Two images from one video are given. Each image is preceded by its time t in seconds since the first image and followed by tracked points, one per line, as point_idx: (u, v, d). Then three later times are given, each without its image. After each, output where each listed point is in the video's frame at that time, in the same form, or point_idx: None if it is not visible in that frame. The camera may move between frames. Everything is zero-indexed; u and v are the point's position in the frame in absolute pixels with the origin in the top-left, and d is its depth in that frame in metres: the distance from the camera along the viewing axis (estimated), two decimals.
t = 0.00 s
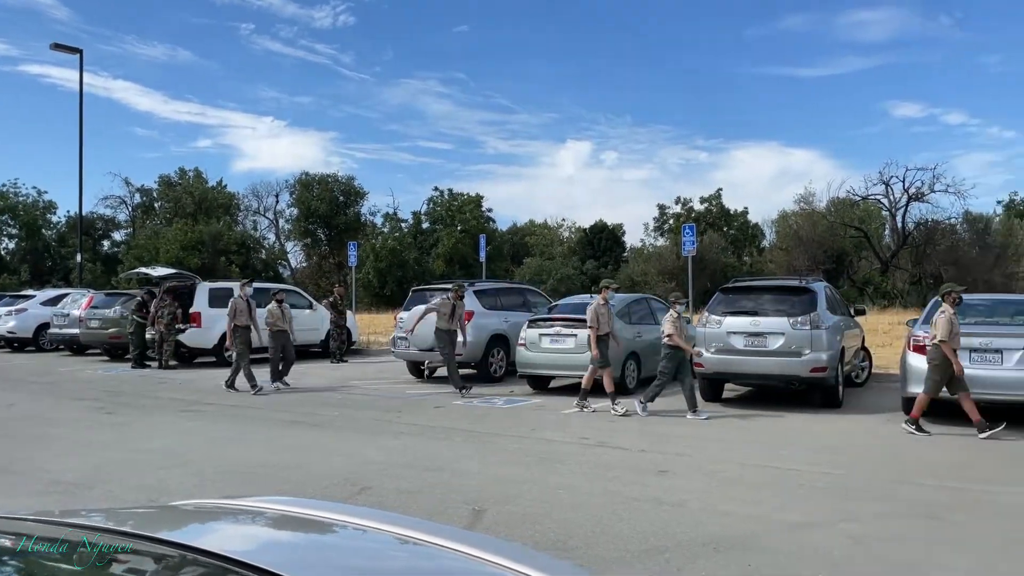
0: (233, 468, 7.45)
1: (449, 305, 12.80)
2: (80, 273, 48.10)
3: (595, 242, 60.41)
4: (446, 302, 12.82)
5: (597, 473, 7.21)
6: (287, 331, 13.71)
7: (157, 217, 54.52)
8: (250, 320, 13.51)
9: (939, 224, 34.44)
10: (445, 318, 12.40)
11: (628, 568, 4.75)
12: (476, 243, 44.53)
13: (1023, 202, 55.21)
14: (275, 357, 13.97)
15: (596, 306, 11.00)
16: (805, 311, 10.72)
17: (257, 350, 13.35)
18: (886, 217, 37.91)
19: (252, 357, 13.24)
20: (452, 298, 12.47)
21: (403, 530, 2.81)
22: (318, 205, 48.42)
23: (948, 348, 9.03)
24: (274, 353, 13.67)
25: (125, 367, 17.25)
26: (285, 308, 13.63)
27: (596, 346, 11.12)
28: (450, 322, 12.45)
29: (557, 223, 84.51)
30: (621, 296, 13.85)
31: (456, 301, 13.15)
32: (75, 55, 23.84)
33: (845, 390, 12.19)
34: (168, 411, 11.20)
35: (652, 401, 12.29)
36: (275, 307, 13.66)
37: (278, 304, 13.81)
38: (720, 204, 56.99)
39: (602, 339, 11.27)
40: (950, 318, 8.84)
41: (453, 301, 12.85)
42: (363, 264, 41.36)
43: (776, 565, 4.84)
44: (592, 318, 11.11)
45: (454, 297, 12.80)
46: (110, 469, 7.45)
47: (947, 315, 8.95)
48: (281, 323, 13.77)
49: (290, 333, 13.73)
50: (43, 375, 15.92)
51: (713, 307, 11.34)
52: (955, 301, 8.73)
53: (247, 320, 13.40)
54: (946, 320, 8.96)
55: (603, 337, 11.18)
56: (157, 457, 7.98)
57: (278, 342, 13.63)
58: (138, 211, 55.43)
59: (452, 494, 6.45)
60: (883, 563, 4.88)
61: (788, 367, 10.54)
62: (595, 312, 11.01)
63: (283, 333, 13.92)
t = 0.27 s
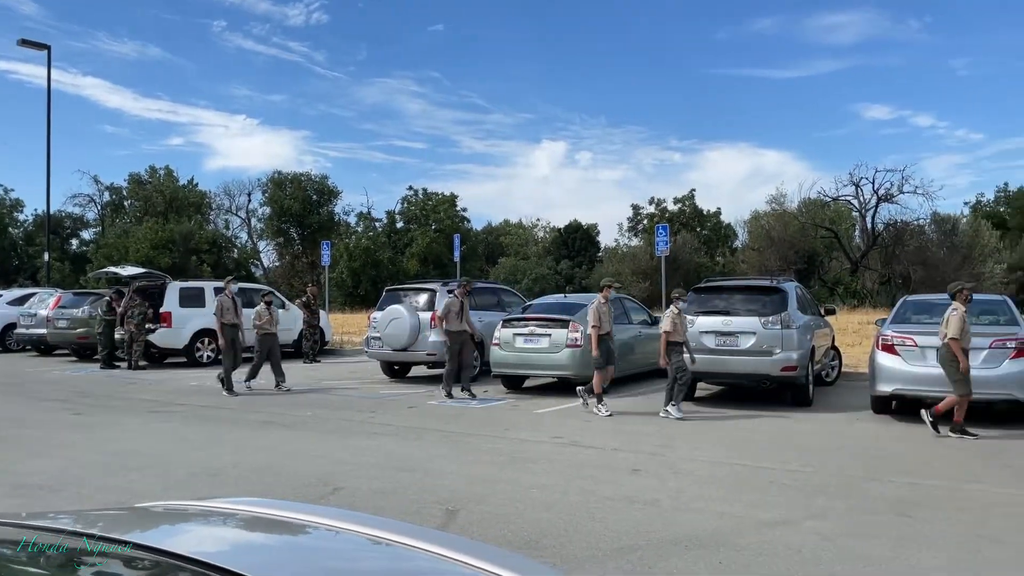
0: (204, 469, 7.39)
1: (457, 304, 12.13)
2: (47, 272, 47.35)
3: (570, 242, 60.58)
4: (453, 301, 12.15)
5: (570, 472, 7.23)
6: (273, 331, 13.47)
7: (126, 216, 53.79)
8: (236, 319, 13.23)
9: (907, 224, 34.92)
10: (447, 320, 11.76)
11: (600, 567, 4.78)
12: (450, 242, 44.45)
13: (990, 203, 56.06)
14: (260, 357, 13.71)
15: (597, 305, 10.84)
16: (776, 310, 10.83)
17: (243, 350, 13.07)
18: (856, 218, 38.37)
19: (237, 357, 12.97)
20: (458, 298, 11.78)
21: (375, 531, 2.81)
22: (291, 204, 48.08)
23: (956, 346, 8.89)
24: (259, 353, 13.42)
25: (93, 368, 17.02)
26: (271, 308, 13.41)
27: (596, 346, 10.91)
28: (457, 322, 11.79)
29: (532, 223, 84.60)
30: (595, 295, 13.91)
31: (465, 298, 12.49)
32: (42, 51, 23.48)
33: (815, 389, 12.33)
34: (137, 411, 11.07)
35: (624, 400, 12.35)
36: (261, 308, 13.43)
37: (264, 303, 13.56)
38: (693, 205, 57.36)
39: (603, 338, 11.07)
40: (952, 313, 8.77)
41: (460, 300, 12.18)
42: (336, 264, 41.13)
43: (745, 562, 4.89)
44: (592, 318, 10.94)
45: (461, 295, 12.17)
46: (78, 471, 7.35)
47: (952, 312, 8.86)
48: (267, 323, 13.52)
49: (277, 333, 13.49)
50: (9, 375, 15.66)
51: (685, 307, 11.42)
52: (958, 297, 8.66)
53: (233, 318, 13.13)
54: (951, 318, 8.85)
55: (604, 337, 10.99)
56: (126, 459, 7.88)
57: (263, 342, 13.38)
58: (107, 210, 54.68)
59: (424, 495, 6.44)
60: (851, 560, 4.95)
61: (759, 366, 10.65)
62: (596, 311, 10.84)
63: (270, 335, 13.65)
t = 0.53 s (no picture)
0: (168, 471, 7.30)
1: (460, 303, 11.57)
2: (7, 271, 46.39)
3: (539, 242, 60.72)
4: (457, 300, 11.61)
5: (538, 471, 7.25)
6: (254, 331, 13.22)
7: (89, 213, 52.87)
8: (216, 319, 12.96)
9: (870, 225, 35.48)
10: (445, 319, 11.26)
11: (566, 565, 4.80)
12: (419, 242, 44.32)
13: (952, 204, 57.12)
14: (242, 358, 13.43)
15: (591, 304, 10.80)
16: (742, 309, 10.95)
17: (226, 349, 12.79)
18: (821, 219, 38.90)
19: (221, 355, 12.68)
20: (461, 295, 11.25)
21: (342, 532, 2.79)
22: (258, 202, 47.60)
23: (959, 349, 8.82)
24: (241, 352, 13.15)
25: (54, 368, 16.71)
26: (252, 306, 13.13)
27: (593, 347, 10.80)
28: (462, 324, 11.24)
29: (501, 222, 84.63)
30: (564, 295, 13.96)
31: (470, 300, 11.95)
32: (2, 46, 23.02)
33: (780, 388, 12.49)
34: (99, 413, 10.89)
35: (593, 399, 12.41)
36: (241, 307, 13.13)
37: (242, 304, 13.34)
38: (662, 205, 57.76)
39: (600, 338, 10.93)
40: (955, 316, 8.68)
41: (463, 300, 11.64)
42: (304, 263, 40.80)
43: (710, 559, 4.94)
44: (586, 318, 10.92)
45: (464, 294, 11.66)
46: (37, 474, 7.22)
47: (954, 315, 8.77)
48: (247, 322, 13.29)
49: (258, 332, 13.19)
50: None
51: (653, 306, 11.51)
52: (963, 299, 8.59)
53: (213, 318, 12.83)
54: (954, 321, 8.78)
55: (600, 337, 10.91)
56: (87, 460, 7.76)
57: (245, 341, 13.14)
58: (70, 208, 53.72)
59: (391, 495, 6.42)
60: (813, 556, 5.02)
61: (725, 364, 10.77)
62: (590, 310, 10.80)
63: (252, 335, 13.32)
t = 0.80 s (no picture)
0: (125, 473, 7.15)
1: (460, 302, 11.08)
2: None
3: (504, 242, 60.75)
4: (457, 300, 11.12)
5: (502, 471, 7.25)
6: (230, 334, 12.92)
7: (43, 211, 51.69)
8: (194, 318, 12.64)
9: (829, 227, 36.05)
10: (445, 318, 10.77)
11: (528, 565, 4.80)
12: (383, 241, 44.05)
13: (908, 206, 58.27)
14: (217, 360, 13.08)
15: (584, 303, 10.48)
16: (703, 309, 11.06)
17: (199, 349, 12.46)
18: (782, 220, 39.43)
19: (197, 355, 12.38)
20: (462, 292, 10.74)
21: (303, 534, 2.76)
22: (218, 200, 46.94)
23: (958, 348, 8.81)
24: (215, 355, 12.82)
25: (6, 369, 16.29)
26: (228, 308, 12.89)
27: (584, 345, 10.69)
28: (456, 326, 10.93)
29: (466, 222, 84.53)
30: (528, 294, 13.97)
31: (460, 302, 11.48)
32: None
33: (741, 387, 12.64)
34: (53, 414, 10.64)
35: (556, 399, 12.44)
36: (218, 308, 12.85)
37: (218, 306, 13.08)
38: (625, 205, 58.12)
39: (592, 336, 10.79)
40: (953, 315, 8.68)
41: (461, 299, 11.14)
42: (266, 262, 40.32)
43: (671, 557, 4.98)
44: (580, 317, 10.63)
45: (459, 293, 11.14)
46: None
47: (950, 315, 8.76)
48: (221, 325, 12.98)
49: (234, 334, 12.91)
50: None
51: (617, 305, 11.57)
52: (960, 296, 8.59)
53: (191, 317, 12.51)
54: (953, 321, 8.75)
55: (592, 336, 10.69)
56: (40, 463, 7.57)
57: (221, 343, 12.81)
58: (23, 205, 52.47)
59: (353, 496, 6.37)
60: (773, 553, 5.09)
61: (686, 364, 10.87)
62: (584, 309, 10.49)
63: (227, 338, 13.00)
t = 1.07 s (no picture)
0: (73, 477, 6.96)
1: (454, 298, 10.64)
2: None
3: (463, 241, 60.66)
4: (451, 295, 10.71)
5: (461, 472, 7.23)
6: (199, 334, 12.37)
7: None
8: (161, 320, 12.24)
9: (783, 228, 36.66)
10: (435, 315, 10.47)
11: (486, 566, 4.78)
12: (341, 240, 43.67)
13: (859, 208, 59.52)
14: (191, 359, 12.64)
15: (571, 306, 10.42)
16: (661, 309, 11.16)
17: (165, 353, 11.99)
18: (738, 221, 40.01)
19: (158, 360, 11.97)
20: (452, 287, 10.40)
21: (256, 540, 2.70)
22: (171, 197, 46.09)
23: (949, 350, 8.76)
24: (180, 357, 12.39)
25: None
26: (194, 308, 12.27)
27: (570, 348, 10.53)
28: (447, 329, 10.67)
29: (425, 221, 84.18)
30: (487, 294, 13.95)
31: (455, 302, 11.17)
32: None
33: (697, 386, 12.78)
34: None
35: (515, 399, 12.44)
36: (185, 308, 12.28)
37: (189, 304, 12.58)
38: (584, 206, 58.45)
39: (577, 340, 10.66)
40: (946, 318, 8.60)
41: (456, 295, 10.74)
42: (220, 261, 39.69)
43: (628, 556, 5.00)
44: (568, 319, 10.49)
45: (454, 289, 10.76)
46: None
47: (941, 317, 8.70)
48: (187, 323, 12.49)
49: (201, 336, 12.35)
50: None
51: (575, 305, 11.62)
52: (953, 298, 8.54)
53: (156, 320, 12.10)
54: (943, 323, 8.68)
55: (579, 339, 10.59)
56: None
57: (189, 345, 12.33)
58: None
59: (310, 499, 6.28)
60: (728, 551, 5.14)
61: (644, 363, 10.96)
62: (571, 313, 10.42)
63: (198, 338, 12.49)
